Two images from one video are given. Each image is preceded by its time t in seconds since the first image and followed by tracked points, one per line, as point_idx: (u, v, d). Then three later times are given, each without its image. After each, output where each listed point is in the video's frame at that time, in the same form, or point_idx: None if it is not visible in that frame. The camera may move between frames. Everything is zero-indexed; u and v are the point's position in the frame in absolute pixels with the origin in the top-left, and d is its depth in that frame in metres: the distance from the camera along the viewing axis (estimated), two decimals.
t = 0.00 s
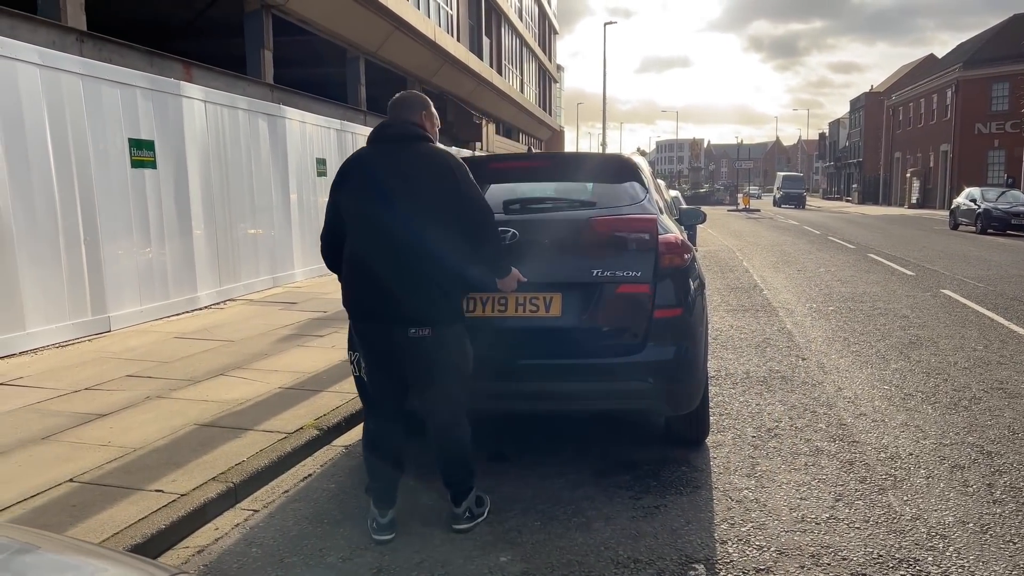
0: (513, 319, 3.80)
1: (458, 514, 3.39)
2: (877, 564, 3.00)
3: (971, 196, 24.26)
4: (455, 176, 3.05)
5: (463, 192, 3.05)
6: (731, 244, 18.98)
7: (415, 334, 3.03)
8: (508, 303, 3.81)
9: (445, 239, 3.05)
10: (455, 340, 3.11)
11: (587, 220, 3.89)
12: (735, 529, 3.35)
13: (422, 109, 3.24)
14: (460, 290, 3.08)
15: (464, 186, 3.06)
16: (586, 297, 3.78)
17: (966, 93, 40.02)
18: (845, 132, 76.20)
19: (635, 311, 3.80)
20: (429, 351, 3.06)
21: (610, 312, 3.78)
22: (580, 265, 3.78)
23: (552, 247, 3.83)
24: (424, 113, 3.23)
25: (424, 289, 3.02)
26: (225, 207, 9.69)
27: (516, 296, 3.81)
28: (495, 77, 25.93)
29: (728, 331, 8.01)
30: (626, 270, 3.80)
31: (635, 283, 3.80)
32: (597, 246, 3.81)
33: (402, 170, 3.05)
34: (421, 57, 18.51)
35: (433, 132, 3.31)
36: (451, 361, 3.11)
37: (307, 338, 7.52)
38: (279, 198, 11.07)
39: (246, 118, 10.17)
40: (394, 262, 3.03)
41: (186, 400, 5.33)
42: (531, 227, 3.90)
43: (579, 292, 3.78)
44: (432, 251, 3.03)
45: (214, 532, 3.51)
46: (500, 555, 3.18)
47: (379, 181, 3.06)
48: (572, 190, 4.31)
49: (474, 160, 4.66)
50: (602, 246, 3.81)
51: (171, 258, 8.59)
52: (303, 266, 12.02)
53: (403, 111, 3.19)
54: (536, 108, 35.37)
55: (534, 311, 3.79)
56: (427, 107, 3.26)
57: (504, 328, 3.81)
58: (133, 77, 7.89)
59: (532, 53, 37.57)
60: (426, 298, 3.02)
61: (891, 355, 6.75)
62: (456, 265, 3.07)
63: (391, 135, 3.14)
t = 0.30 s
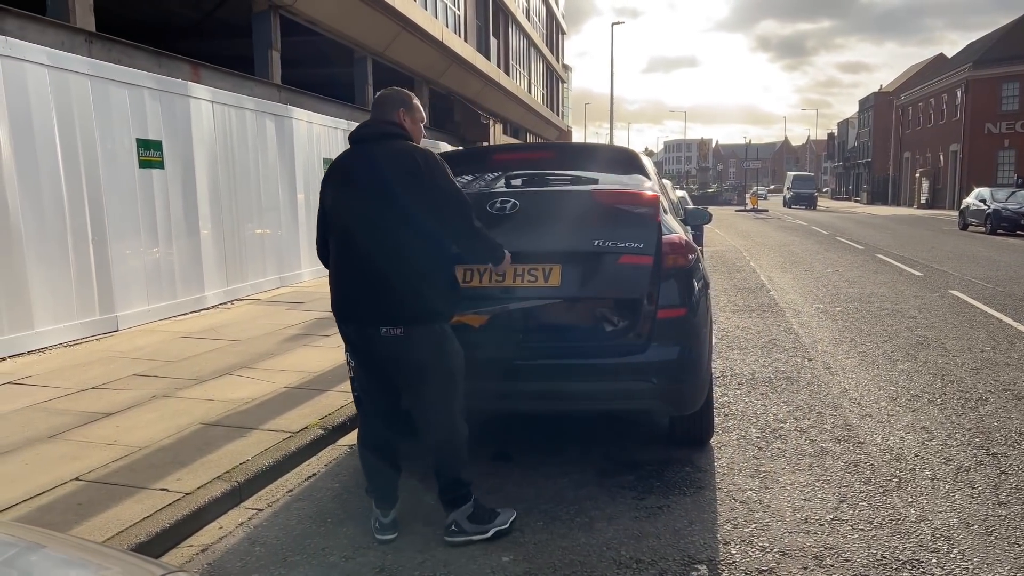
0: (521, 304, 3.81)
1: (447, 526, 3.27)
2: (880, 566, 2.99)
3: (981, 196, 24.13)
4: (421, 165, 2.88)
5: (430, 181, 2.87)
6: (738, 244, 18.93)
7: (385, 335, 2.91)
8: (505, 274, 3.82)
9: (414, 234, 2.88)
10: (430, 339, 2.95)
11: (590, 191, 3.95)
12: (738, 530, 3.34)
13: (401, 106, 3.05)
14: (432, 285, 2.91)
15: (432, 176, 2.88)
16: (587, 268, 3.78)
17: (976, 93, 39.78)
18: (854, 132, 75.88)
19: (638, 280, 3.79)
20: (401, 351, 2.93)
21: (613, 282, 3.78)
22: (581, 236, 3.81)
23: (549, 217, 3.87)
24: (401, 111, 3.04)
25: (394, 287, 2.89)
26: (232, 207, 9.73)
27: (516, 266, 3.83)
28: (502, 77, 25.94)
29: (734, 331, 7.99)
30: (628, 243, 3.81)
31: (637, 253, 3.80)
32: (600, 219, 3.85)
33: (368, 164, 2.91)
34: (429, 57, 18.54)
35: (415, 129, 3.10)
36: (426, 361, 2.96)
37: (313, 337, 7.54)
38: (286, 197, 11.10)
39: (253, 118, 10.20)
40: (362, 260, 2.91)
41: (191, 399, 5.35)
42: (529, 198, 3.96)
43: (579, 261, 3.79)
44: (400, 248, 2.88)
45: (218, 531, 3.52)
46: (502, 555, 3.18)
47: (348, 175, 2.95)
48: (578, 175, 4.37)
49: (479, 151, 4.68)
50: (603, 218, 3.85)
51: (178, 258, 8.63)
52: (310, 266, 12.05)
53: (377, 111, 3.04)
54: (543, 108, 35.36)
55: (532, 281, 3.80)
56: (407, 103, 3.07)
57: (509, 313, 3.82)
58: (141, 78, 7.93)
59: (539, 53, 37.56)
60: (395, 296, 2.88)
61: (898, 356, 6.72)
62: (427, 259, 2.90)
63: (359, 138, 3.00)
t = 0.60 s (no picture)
0: (525, 303, 3.81)
1: (385, 550, 3.07)
2: (879, 570, 2.98)
3: (988, 197, 24.04)
4: (412, 168, 2.88)
5: (422, 184, 2.86)
6: (744, 245, 18.88)
7: (376, 341, 2.91)
8: (502, 250, 3.86)
9: (406, 239, 2.88)
10: (421, 345, 2.93)
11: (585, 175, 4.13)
12: (738, 533, 3.34)
13: (395, 105, 3.06)
14: (422, 290, 2.89)
15: (422, 178, 2.87)
16: (587, 245, 3.81)
17: (984, 94, 39.63)
18: (861, 133, 75.66)
19: (639, 254, 3.82)
20: (391, 358, 2.92)
21: (613, 253, 3.80)
22: (579, 215, 3.90)
23: (551, 198, 4.01)
24: (394, 110, 3.05)
25: (384, 291, 2.88)
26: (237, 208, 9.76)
27: (514, 244, 3.87)
28: (507, 77, 25.96)
29: (738, 333, 7.99)
30: (628, 222, 3.90)
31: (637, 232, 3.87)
32: (601, 204, 3.98)
33: (361, 165, 2.92)
34: (434, 58, 18.56)
35: (409, 129, 3.10)
36: (416, 368, 2.93)
37: (317, 338, 7.56)
38: (291, 198, 11.13)
39: (258, 119, 10.23)
40: (354, 264, 2.92)
41: (195, 399, 5.37)
42: (525, 180, 4.14)
43: (579, 234, 3.83)
44: (392, 252, 2.87)
45: (218, 531, 3.53)
46: (502, 557, 3.18)
47: (343, 178, 2.97)
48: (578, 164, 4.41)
49: (483, 147, 4.71)
50: (602, 200, 4.00)
51: (183, 259, 8.66)
52: (315, 267, 12.08)
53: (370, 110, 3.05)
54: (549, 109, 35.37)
55: (530, 259, 3.81)
56: (402, 102, 3.07)
57: (510, 315, 3.84)
58: (146, 79, 7.96)
59: (545, 54, 37.57)
60: (386, 300, 2.88)
61: (902, 358, 6.69)
62: (418, 264, 2.89)
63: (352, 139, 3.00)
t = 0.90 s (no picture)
0: (529, 303, 3.75)
1: (384, 555, 3.07)
2: (883, 570, 2.97)
3: (995, 197, 23.94)
4: (420, 172, 2.87)
5: (430, 187, 2.86)
6: (748, 245, 18.84)
7: (382, 348, 2.92)
8: (501, 205, 3.99)
9: (413, 243, 2.88)
10: (425, 352, 2.94)
11: (587, 136, 4.19)
12: (741, 532, 3.33)
13: (402, 101, 3.07)
14: (428, 297, 2.90)
15: (431, 183, 2.86)
16: (585, 199, 3.89)
17: (990, 93, 39.47)
18: (866, 132, 75.45)
19: (642, 208, 3.87)
20: (395, 364, 2.93)
21: (612, 209, 3.85)
22: (579, 172, 4.00)
23: (557, 157, 4.13)
24: (402, 104, 3.06)
25: (390, 297, 2.89)
26: (242, 208, 9.78)
27: (513, 199, 4.01)
28: (512, 77, 25.96)
29: (742, 333, 7.97)
30: (628, 181, 3.96)
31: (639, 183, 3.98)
32: (602, 165, 4.07)
33: (368, 166, 2.91)
34: (438, 58, 18.58)
35: (414, 123, 3.12)
36: (420, 375, 2.94)
37: (321, 337, 7.57)
38: (295, 198, 11.14)
39: (262, 119, 10.24)
40: (360, 267, 2.92)
41: (199, 399, 5.38)
42: (529, 141, 4.23)
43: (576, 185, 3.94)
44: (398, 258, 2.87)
45: (222, 530, 3.54)
46: (504, 556, 3.18)
47: (349, 178, 2.95)
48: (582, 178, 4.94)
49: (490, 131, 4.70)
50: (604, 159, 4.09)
51: (187, 258, 8.68)
52: (320, 267, 12.10)
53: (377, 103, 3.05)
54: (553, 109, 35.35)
55: (529, 211, 3.92)
56: (408, 96, 3.09)
57: (512, 315, 3.86)
58: (150, 79, 7.98)
59: (549, 54, 37.53)
60: (391, 306, 2.88)
61: (907, 358, 6.67)
62: (425, 269, 2.89)
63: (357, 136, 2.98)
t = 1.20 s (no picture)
0: (534, 304, 3.71)
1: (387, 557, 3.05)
2: (891, 572, 2.95)
3: (1000, 197, 23.86)
4: (425, 172, 2.85)
5: (436, 188, 2.84)
6: (753, 246, 18.81)
7: (392, 355, 2.92)
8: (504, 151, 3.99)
9: (419, 246, 2.87)
10: (434, 357, 2.95)
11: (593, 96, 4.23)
12: (747, 534, 3.32)
13: (418, 101, 3.08)
14: (435, 301, 2.89)
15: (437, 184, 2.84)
16: (588, 144, 3.90)
17: (995, 93, 39.33)
18: (870, 132, 75.27)
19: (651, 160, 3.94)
20: (404, 371, 2.93)
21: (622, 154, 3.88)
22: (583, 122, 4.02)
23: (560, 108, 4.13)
24: (418, 105, 3.08)
25: (397, 302, 2.88)
26: (246, 209, 9.79)
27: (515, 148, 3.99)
28: (515, 78, 25.97)
29: (747, 334, 7.95)
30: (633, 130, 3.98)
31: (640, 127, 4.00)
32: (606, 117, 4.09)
33: (373, 167, 2.89)
34: (442, 59, 18.59)
35: (424, 129, 3.13)
36: (429, 379, 2.95)
37: (325, 338, 7.57)
38: (300, 199, 11.15)
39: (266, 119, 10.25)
40: (367, 272, 2.91)
41: (204, 399, 5.38)
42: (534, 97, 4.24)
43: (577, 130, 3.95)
44: (404, 261, 2.86)
45: (226, 531, 3.53)
46: (510, 557, 3.17)
47: (354, 179, 2.94)
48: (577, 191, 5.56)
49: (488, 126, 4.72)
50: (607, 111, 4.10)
51: (192, 258, 8.69)
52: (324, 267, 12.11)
53: (393, 99, 3.04)
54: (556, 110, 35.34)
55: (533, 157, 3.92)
56: (425, 100, 3.10)
57: (516, 314, 3.90)
58: (155, 79, 7.98)
59: (553, 54, 37.52)
60: (399, 311, 2.88)
61: (913, 359, 6.64)
62: (432, 272, 2.88)
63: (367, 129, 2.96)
